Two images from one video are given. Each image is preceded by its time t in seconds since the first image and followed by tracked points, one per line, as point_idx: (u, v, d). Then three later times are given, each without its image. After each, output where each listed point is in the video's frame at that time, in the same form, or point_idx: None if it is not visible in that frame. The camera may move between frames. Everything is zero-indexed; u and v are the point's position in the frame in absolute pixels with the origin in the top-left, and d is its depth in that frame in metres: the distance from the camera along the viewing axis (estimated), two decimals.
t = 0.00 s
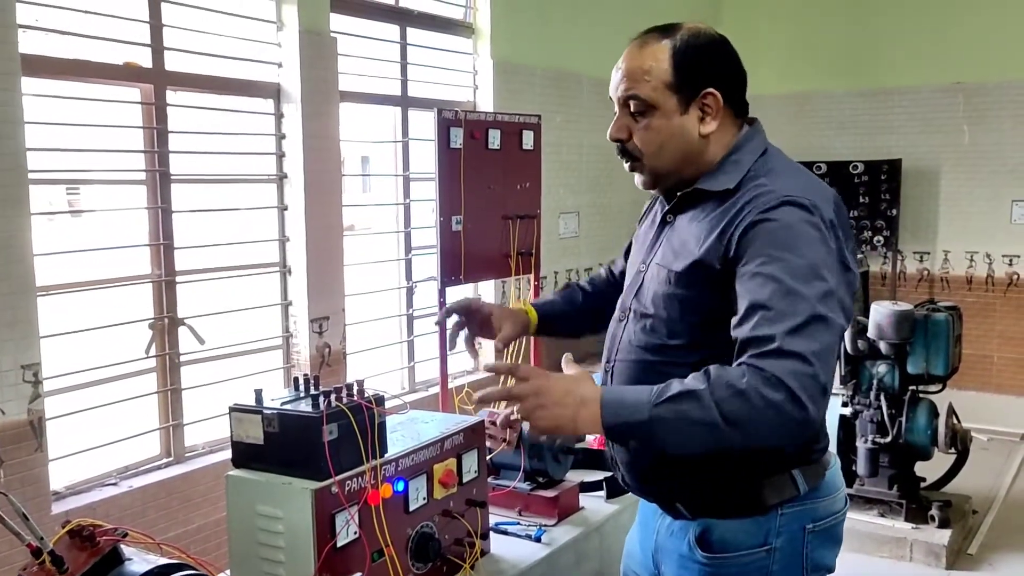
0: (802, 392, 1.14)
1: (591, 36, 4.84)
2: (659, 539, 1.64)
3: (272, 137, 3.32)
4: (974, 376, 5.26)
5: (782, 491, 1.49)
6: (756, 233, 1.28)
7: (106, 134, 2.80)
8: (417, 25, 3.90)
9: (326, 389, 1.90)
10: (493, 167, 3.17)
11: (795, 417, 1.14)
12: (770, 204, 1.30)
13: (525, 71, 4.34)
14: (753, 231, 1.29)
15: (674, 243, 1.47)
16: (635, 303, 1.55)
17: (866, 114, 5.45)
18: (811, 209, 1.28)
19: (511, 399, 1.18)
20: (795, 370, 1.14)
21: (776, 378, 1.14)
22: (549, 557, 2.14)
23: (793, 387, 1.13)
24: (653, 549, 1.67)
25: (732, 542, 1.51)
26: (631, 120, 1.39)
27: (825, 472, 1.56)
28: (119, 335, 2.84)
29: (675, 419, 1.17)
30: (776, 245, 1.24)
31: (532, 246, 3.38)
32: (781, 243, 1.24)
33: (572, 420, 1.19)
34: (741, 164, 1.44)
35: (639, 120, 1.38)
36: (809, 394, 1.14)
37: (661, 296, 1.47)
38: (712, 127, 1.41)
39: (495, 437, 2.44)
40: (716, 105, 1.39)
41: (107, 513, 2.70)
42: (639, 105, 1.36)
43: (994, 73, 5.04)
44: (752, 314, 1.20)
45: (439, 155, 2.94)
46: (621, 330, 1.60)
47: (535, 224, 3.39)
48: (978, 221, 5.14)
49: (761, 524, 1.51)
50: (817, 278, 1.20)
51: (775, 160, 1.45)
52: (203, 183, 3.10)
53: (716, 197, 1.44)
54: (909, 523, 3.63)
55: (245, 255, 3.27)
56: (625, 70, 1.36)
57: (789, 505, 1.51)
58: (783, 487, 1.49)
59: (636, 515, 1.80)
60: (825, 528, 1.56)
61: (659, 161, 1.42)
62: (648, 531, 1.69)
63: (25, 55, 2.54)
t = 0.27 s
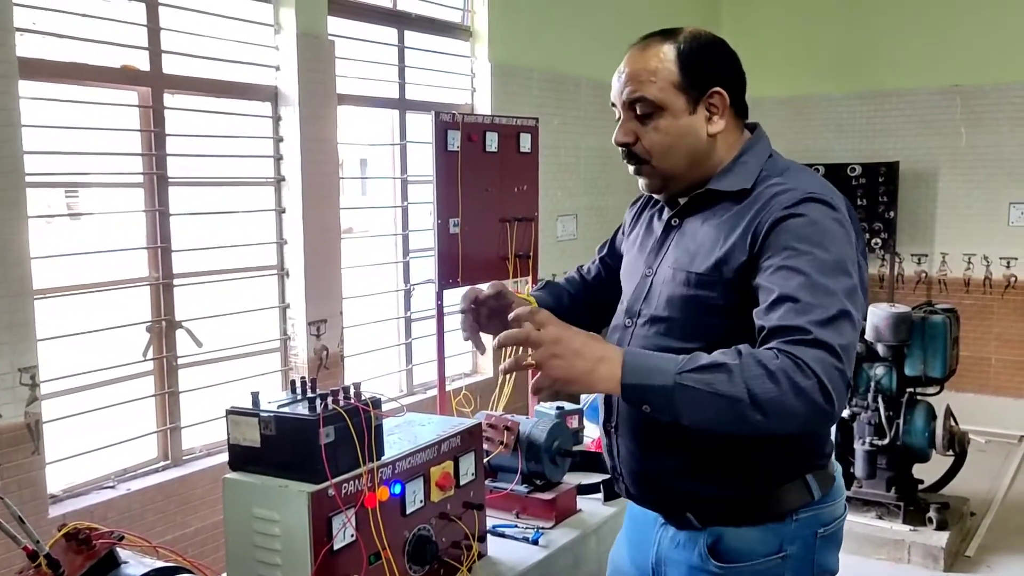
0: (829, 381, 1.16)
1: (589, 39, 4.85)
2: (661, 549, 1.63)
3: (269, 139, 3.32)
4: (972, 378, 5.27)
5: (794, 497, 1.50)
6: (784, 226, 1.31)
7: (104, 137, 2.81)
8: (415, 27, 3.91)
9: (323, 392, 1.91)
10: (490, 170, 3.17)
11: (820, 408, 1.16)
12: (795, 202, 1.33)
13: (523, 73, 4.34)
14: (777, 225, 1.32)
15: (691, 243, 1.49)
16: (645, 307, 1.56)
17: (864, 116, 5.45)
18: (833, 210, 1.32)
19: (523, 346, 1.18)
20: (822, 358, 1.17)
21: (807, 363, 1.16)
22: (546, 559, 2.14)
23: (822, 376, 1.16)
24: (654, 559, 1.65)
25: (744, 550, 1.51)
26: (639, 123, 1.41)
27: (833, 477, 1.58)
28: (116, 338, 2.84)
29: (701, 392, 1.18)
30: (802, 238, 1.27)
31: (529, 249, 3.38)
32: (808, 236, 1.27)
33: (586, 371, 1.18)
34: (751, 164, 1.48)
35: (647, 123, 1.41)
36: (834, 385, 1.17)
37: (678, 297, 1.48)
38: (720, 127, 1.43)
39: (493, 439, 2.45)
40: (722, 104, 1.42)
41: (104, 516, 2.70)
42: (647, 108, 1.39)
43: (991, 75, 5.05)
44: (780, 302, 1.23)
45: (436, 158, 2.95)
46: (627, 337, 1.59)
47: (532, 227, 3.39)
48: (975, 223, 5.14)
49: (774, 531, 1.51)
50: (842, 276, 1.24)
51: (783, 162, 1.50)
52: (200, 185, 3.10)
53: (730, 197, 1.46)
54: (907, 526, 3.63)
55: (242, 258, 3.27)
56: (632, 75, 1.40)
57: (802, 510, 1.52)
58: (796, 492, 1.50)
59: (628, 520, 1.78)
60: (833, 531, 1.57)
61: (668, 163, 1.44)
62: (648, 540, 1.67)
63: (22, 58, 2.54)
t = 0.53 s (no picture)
0: (841, 393, 1.25)
1: (587, 41, 4.85)
2: (666, 558, 1.60)
3: (267, 142, 3.32)
4: (970, 380, 5.27)
5: (807, 500, 1.51)
6: (795, 237, 1.35)
7: (102, 140, 2.81)
8: (413, 30, 3.91)
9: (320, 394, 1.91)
10: (487, 172, 3.18)
11: (832, 419, 1.25)
12: (806, 211, 1.36)
13: (520, 76, 4.35)
14: (790, 234, 1.36)
15: (700, 249, 1.50)
16: (655, 313, 1.55)
17: (861, 118, 5.46)
18: (843, 216, 1.35)
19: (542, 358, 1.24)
20: (835, 374, 1.25)
21: (819, 379, 1.24)
22: (544, 561, 2.15)
23: (834, 389, 1.24)
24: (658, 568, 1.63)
25: (758, 556, 1.51)
26: (649, 129, 1.42)
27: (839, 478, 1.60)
28: (114, 340, 2.84)
29: (715, 407, 1.27)
30: (814, 250, 1.32)
31: (527, 250, 3.38)
32: (820, 248, 1.31)
33: (599, 388, 1.25)
34: (757, 168, 1.50)
35: (657, 128, 1.41)
36: (846, 396, 1.25)
37: (693, 303, 1.48)
38: (727, 130, 1.45)
39: (491, 441, 2.45)
40: (727, 108, 1.44)
41: (101, 519, 2.70)
42: (657, 112, 1.40)
43: (988, 77, 5.06)
44: (793, 315, 1.29)
45: (434, 160, 2.96)
46: (635, 345, 1.58)
47: (530, 229, 3.39)
48: (972, 225, 5.15)
49: (788, 536, 1.51)
50: (852, 286, 1.29)
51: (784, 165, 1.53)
52: (198, 188, 3.10)
53: (738, 203, 1.47)
54: (905, 527, 3.63)
55: (240, 260, 3.27)
56: (639, 80, 1.40)
57: (815, 513, 1.53)
58: (809, 496, 1.51)
59: (619, 529, 1.76)
60: (840, 533, 1.59)
61: (679, 168, 1.45)
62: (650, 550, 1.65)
63: (20, 61, 2.54)
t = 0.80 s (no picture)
0: (881, 395, 1.27)
1: (585, 43, 4.86)
2: (669, 564, 1.59)
3: (266, 144, 3.33)
4: (968, 381, 5.28)
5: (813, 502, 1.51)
6: (812, 240, 1.36)
7: (101, 141, 2.81)
8: (412, 32, 3.92)
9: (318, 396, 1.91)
10: (486, 174, 3.18)
11: (872, 419, 1.27)
12: (817, 211, 1.38)
13: (518, 77, 4.35)
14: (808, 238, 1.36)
15: (709, 253, 1.51)
16: (662, 317, 1.55)
17: (859, 120, 5.47)
18: (850, 215, 1.38)
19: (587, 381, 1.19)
20: (874, 372, 1.27)
21: (862, 383, 1.25)
22: (541, 561, 2.15)
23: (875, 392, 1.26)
24: None
25: (765, 560, 1.50)
26: (673, 121, 1.47)
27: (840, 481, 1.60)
28: (113, 342, 2.84)
29: (762, 420, 1.27)
30: (833, 253, 1.33)
31: (525, 252, 3.38)
32: (837, 249, 1.33)
33: (644, 412, 1.21)
34: (759, 170, 1.54)
35: (681, 120, 1.47)
36: (884, 396, 1.28)
37: (702, 305, 1.48)
38: (736, 126, 1.55)
39: (489, 442, 2.44)
40: (733, 105, 1.55)
41: (100, 520, 2.70)
42: (680, 104, 1.47)
43: (985, 78, 5.07)
44: (822, 320, 1.30)
45: (432, 162, 2.96)
46: (641, 349, 1.59)
47: (528, 230, 3.40)
48: (970, 226, 5.15)
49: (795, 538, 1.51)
50: (871, 284, 1.32)
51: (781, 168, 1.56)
52: (197, 190, 3.11)
53: (745, 205, 1.50)
54: (903, 528, 3.64)
55: (238, 262, 3.28)
56: (657, 77, 1.47)
57: (820, 515, 1.53)
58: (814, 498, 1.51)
59: (617, 538, 1.75)
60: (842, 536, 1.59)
61: (706, 160, 1.50)
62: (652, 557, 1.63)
63: (19, 63, 2.55)
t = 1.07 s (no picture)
0: (909, 387, 1.29)
1: (582, 44, 4.86)
2: (670, 565, 1.60)
3: (263, 145, 3.33)
4: (965, 382, 5.29)
5: (813, 501, 1.53)
6: (820, 239, 1.37)
7: (98, 143, 2.81)
8: (410, 34, 3.92)
9: (315, 397, 1.91)
10: (483, 175, 3.19)
11: (903, 411, 1.29)
12: (817, 214, 1.39)
13: (516, 79, 4.35)
14: (818, 239, 1.37)
15: (709, 255, 1.51)
16: (664, 319, 1.56)
17: (857, 120, 5.48)
18: (851, 213, 1.40)
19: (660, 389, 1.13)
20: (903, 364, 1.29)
21: (896, 377, 1.26)
22: (539, 562, 2.15)
23: (905, 385, 1.28)
24: None
25: (767, 559, 1.51)
26: (670, 126, 1.51)
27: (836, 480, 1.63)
28: (110, 343, 2.84)
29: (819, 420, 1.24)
30: (845, 252, 1.34)
31: (523, 253, 3.38)
32: (850, 248, 1.34)
33: (711, 414, 1.17)
34: (755, 169, 1.55)
35: (679, 123, 1.51)
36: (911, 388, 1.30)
37: (705, 307, 1.49)
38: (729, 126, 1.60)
39: (485, 443, 2.45)
40: (724, 106, 1.60)
41: (97, 521, 2.69)
42: (676, 107, 1.51)
43: (983, 79, 5.08)
44: (840, 318, 1.31)
45: (430, 162, 2.96)
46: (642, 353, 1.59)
47: (526, 231, 3.40)
48: (968, 227, 5.16)
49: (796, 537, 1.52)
50: (880, 279, 1.35)
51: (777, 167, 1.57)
52: (194, 191, 3.11)
53: (743, 206, 1.50)
54: (900, 528, 3.64)
55: (236, 263, 3.28)
56: (651, 83, 1.52)
57: (819, 515, 1.55)
58: (814, 496, 1.53)
59: (614, 538, 1.75)
60: (839, 536, 1.62)
61: (708, 161, 1.52)
62: (651, 558, 1.64)
63: (17, 64, 2.55)
